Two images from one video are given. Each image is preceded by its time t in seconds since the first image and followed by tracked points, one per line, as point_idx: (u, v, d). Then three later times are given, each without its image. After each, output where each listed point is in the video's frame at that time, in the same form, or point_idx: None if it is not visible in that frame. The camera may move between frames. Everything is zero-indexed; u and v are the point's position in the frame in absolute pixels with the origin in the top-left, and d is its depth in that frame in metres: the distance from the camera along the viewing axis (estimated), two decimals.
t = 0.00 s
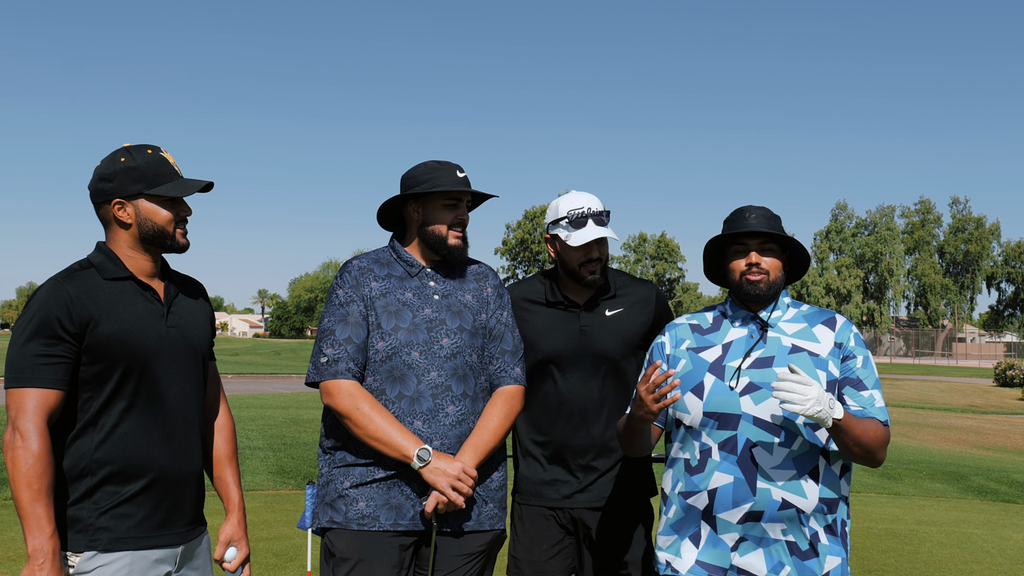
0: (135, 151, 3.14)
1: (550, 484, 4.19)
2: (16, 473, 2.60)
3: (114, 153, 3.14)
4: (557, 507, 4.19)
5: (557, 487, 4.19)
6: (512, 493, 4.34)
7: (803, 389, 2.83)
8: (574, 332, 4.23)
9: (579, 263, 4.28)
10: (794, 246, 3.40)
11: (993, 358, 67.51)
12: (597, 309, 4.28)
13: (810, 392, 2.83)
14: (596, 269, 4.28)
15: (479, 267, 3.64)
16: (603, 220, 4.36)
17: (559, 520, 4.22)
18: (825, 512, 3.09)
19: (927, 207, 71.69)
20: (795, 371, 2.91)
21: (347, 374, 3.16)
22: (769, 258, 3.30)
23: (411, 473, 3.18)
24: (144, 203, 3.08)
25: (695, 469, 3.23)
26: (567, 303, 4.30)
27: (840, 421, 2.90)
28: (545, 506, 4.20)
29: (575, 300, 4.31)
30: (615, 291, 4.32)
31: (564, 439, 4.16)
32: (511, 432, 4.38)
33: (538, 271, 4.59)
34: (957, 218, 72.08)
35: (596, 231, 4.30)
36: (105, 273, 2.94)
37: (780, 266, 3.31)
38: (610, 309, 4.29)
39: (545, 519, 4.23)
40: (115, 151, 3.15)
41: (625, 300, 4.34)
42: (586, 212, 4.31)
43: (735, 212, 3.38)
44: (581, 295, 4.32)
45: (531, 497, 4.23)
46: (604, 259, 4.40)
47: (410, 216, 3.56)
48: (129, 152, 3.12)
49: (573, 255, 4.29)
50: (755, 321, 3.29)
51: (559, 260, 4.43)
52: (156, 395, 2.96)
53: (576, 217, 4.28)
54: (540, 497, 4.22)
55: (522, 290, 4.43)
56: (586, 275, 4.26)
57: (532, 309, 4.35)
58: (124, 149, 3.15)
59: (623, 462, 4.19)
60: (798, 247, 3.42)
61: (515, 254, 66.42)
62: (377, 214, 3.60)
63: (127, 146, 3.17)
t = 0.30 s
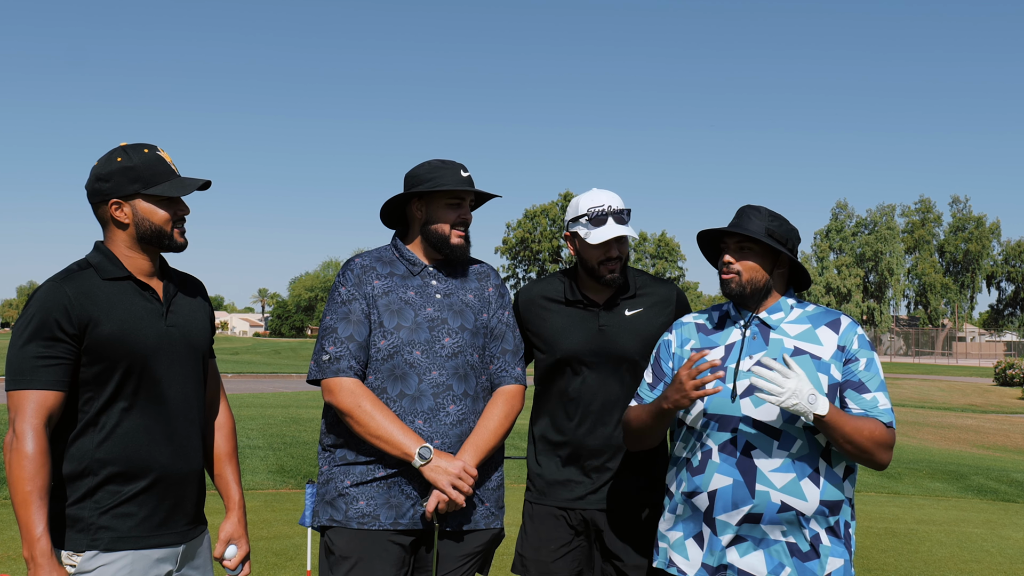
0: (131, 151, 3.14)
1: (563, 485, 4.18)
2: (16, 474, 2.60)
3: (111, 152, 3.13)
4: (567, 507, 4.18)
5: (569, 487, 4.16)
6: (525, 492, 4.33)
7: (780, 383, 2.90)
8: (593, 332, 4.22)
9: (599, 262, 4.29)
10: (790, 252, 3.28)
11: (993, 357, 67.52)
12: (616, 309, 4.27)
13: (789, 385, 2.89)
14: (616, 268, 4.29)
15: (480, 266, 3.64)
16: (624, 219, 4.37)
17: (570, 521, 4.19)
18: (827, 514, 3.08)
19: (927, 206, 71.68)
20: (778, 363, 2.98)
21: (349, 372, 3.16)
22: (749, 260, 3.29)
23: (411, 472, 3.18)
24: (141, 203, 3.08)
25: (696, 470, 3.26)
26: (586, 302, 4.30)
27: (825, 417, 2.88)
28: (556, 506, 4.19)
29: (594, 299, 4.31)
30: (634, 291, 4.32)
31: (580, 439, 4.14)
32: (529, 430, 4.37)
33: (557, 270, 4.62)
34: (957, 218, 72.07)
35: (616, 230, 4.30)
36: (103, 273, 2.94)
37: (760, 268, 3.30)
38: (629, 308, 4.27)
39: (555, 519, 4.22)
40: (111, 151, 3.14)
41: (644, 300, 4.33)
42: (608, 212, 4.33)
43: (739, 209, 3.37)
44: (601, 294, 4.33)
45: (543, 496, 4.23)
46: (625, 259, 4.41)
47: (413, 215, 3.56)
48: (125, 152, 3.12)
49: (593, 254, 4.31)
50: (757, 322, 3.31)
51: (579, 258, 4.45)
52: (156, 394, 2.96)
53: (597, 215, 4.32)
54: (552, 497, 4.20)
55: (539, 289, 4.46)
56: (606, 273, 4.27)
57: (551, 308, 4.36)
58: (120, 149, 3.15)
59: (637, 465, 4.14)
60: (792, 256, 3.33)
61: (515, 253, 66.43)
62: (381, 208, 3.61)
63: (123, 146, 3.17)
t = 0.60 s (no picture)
0: (128, 149, 3.15)
1: (569, 479, 4.20)
2: (21, 473, 2.62)
3: (108, 151, 3.14)
4: (570, 504, 4.20)
5: (575, 483, 4.19)
6: (532, 486, 4.38)
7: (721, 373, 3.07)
8: (606, 330, 4.22)
9: (611, 259, 4.29)
10: (778, 255, 3.29)
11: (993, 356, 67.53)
12: (629, 308, 4.26)
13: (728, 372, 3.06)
14: (628, 267, 4.27)
15: (482, 266, 3.67)
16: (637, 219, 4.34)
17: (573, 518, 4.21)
18: (812, 515, 3.08)
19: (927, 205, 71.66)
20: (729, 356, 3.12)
21: (349, 370, 3.17)
22: (738, 264, 3.32)
23: (407, 473, 3.20)
24: (140, 203, 3.10)
25: (685, 469, 3.32)
26: (599, 301, 4.31)
27: (772, 402, 2.97)
28: (561, 501, 4.21)
29: (608, 297, 4.32)
30: (648, 291, 4.31)
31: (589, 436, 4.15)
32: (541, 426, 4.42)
33: (572, 267, 4.63)
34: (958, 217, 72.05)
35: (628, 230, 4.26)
36: (104, 273, 2.95)
37: (748, 273, 3.32)
38: (643, 308, 4.26)
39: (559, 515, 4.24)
40: (108, 150, 3.15)
41: (658, 300, 4.32)
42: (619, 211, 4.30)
43: (727, 213, 3.39)
44: (615, 293, 4.33)
45: (549, 489, 4.27)
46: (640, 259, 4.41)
47: (415, 213, 3.57)
48: (122, 151, 3.13)
49: (605, 253, 4.30)
50: (746, 324, 3.33)
51: (592, 257, 4.46)
52: (157, 394, 2.97)
53: (610, 213, 4.29)
54: (558, 492, 4.24)
55: (552, 287, 4.48)
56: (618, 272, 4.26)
57: (564, 306, 4.39)
58: (117, 148, 3.16)
59: (644, 467, 4.13)
60: (782, 263, 3.33)
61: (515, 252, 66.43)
62: (382, 207, 3.62)
63: (121, 144, 3.17)
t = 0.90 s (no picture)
0: (131, 149, 3.14)
1: (570, 480, 4.20)
2: (18, 472, 2.61)
3: (111, 151, 3.14)
4: (571, 505, 4.19)
5: (575, 483, 4.18)
6: (531, 486, 4.36)
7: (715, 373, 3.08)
8: (603, 325, 4.22)
9: (607, 255, 4.27)
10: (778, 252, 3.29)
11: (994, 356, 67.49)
12: (627, 304, 4.26)
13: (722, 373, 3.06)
14: (624, 262, 4.26)
15: (480, 266, 3.66)
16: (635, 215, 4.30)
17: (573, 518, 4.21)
18: (809, 516, 3.08)
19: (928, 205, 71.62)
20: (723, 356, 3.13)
21: (346, 368, 3.17)
22: (738, 262, 3.31)
23: (405, 471, 3.20)
24: (142, 202, 3.09)
25: (683, 468, 3.32)
26: (597, 296, 4.32)
27: (765, 402, 2.98)
28: (561, 502, 4.21)
29: (605, 293, 4.32)
30: (645, 287, 4.31)
31: (589, 434, 4.13)
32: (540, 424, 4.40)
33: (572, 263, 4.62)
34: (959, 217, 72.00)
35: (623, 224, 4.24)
36: (104, 271, 2.95)
37: (749, 270, 3.31)
38: (641, 305, 4.27)
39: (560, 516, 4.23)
40: (111, 149, 3.15)
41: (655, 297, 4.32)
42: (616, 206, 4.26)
43: (725, 212, 3.39)
44: (613, 289, 4.33)
45: (549, 490, 4.25)
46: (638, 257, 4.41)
47: (412, 210, 3.57)
48: (125, 150, 3.12)
49: (601, 247, 4.30)
50: (743, 322, 3.32)
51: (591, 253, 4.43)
52: (159, 393, 2.97)
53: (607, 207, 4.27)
54: (558, 492, 4.23)
55: (552, 282, 4.48)
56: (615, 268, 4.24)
57: (562, 300, 4.39)
58: (120, 147, 3.15)
59: (644, 465, 4.14)
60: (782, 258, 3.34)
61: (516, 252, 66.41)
62: (381, 204, 3.62)
63: (123, 143, 3.17)
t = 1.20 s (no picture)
0: (126, 146, 3.13)
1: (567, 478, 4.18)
2: (18, 472, 2.59)
3: (106, 148, 3.12)
4: (567, 505, 4.18)
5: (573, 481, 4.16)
6: (527, 485, 4.33)
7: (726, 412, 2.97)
8: (600, 324, 4.20)
9: (599, 247, 4.30)
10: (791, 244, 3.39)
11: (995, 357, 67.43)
12: (623, 303, 4.25)
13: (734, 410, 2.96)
14: (614, 256, 4.28)
15: (477, 267, 3.64)
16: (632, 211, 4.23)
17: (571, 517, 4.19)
18: (815, 516, 3.07)
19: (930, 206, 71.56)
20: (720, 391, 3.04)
21: (342, 369, 3.15)
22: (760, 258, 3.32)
23: (404, 473, 3.18)
24: (138, 200, 3.08)
25: (686, 470, 3.29)
26: (593, 295, 4.30)
27: (788, 433, 2.90)
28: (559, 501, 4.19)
29: (602, 292, 4.30)
30: (642, 287, 4.31)
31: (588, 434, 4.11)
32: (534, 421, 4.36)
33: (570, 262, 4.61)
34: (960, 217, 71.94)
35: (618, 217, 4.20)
36: (102, 270, 2.94)
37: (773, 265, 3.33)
38: (638, 304, 4.26)
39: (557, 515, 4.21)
40: (106, 146, 3.13)
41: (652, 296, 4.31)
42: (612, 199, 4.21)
43: (729, 211, 3.37)
44: (610, 288, 4.32)
45: (546, 489, 4.23)
46: (633, 257, 4.41)
47: (408, 209, 3.55)
48: (120, 147, 3.10)
49: (594, 239, 4.32)
50: (749, 322, 3.30)
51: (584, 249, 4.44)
52: (156, 393, 2.96)
53: (603, 200, 4.23)
54: (555, 491, 4.20)
55: (549, 281, 4.47)
56: (604, 261, 4.27)
57: (559, 299, 4.37)
58: (115, 144, 3.14)
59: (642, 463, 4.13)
60: (794, 248, 3.42)
61: (517, 252, 66.40)
62: (377, 204, 3.61)
63: (119, 141, 3.15)
